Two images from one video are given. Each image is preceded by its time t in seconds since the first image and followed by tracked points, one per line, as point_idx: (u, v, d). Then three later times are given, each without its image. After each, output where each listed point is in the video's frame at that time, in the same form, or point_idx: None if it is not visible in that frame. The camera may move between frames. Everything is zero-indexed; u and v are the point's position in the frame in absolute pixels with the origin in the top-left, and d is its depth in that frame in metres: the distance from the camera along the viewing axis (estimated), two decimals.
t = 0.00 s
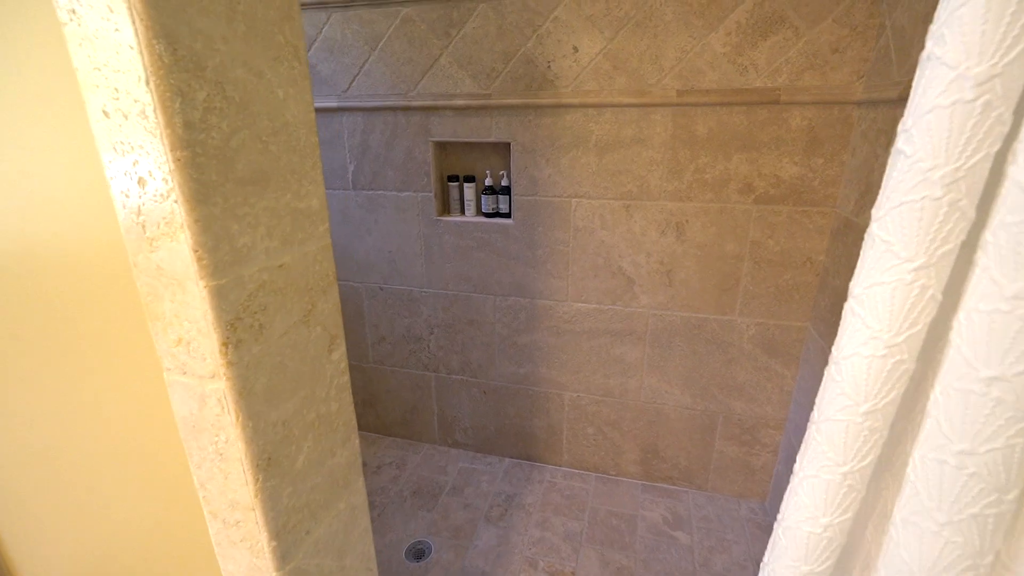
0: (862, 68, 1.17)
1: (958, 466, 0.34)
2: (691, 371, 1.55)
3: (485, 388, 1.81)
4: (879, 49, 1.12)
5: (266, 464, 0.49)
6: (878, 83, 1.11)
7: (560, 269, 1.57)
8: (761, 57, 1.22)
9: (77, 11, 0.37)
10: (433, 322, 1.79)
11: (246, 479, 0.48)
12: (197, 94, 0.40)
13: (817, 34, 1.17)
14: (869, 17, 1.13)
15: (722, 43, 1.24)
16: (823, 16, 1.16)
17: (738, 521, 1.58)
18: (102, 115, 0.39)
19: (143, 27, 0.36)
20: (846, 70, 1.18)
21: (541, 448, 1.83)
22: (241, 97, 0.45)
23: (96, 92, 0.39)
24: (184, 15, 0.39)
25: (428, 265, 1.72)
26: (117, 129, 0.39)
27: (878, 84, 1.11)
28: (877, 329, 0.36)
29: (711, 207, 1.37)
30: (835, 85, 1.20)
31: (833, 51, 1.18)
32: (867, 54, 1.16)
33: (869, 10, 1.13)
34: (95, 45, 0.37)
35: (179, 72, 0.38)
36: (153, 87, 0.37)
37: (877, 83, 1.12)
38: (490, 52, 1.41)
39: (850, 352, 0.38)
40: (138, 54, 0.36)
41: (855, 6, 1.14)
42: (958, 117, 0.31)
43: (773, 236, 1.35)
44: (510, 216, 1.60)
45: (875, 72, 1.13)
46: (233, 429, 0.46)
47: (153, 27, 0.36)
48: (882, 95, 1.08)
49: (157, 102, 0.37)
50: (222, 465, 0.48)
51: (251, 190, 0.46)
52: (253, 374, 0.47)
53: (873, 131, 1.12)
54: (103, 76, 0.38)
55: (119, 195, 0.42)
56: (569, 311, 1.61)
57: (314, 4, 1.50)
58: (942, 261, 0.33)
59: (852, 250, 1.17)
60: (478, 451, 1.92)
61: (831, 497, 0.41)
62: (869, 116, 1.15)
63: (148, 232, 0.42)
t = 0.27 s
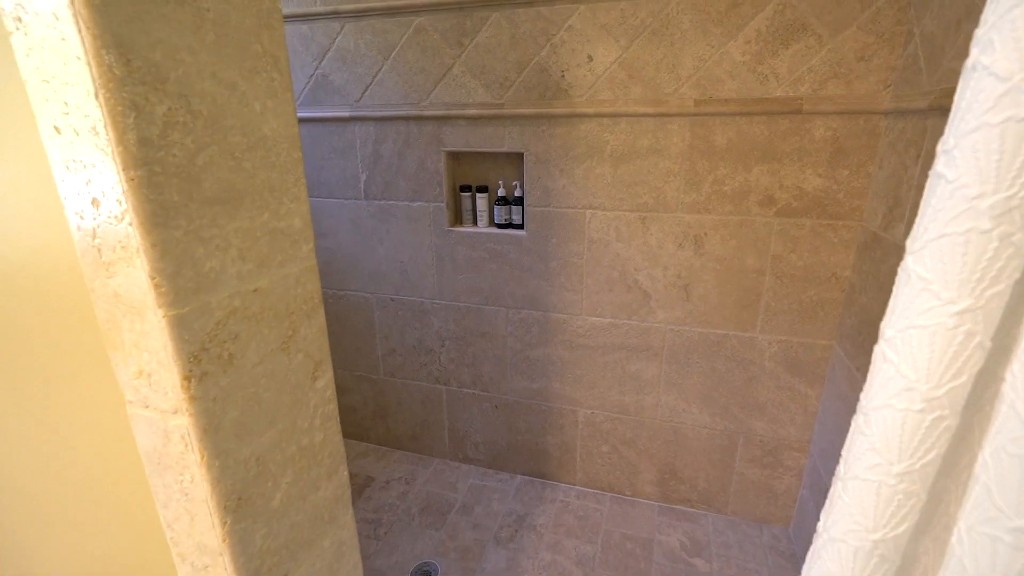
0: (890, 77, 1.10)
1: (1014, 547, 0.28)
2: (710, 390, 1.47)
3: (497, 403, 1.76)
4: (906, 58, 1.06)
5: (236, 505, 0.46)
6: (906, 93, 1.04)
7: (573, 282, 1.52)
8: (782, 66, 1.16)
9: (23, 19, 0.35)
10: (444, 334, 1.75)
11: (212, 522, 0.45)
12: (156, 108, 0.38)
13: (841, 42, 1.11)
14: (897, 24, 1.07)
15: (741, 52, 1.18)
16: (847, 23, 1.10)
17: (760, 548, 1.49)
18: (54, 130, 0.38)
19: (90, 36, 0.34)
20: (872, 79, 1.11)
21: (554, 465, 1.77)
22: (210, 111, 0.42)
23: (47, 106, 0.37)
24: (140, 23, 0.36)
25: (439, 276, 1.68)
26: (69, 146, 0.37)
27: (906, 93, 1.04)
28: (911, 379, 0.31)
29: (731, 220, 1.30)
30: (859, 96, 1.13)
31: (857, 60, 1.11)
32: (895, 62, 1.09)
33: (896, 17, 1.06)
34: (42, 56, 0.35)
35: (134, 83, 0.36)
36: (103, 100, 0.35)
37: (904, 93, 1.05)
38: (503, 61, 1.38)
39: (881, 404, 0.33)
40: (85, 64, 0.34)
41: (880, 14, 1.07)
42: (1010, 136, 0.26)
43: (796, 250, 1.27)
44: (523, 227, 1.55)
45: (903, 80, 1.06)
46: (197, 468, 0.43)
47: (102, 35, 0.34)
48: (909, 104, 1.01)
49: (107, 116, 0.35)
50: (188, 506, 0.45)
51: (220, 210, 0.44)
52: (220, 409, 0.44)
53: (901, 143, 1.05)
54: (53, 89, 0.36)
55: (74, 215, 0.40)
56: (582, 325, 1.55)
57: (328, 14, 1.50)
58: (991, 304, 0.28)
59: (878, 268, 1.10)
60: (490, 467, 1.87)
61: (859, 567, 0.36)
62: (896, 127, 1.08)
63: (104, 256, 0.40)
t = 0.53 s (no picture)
0: (914, 86, 1.04)
1: None
2: (726, 410, 1.41)
3: (507, 418, 1.72)
4: (932, 67, 1.00)
5: (206, 548, 0.45)
6: (932, 102, 0.99)
7: (584, 295, 1.47)
8: (800, 75, 1.11)
9: None
10: (452, 347, 1.72)
11: (179, 566, 0.44)
12: (119, 131, 0.36)
13: (862, 50, 1.06)
14: (921, 32, 1.01)
15: (757, 61, 1.14)
16: (868, 31, 1.05)
17: None
18: (10, 153, 0.36)
19: (42, 55, 0.31)
20: (896, 88, 1.06)
21: (564, 483, 1.72)
22: (182, 131, 0.40)
23: (5, 130, 0.36)
24: (101, 41, 0.34)
25: (448, 288, 1.65)
26: (27, 171, 0.36)
27: (932, 103, 0.98)
28: (937, 424, 0.29)
29: (746, 233, 1.25)
30: (882, 106, 1.08)
31: (879, 69, 1.06)
32: (919, 71, 1.03)
33: (920, 24, 1.01)
34: None
35: (93, 104, 0.34)
36: (57, 123, 0.33)
37: (930, 102, 0.99)
38: (513, 71, 1.36)
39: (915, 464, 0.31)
40: (39, 84, 0.32)
41: (904, 21, 1.02)
42: None
43: (816, 265, 1.22)
44: (533, 239, 1.52)
45: (929, 90, 1.01)
46: (162, 509, 0.42)
47: (56, 55, 0.32)
48: (935, 115, 0.96)
49: (62, 139, 0.33)
50: (155, 548, 0.44)
51: (192, 236, 0.42)
52: (188, 448, 0.43)
53: (927, 155, 1.00)
54: (9, 110, 0.35)
55: (34, 243, 0.38)
56: (593, 340, 1.50)
57: (340, 27, 1.50)
58: None
59: (904, 286, 1.04)
60: (498, 483, 1.83)
61: None
62: (922, 138, 1.02)
63: (64, 286, 0.38)
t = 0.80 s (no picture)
0: (938, 100, 1.00)
1: None
2: (738, 433, 1.36)
3: (511, 437, 1.68)
4: (957, 80, 0.96)
5: None
6: (958, 117, 0.95)
7: (591, 312, 1.44)
8: (816, 89, 1.08)
9: None
10: (457, 363, 1.68)
11: None
12: (91, 160, 0.33)
13: (881, 64, 1.03)
14: (945, 44, 0.98)
15: (771, 75, 1.11)
16: (888, 43, 1.01)
17: None
18: None
19: (6, 82, 0.29)
20: (918, 102, 1.02)
21: (569, 505, 1.67)
22: (161, 157, 0.38)
23: None
24: (73, 66, 0.32)
25: (453, 303, 1.62)
26: None
27: (958, 117, 0.94)
28: (990, 505, 0.25)
29: (760, 251, 1.21)
30: (903, 121, 1.04)
31: (900, 82, 1.02)
32: (943, 84, 0.99)
33: (944, 36, 0.97)
34: None
35: (62, 133, 0.32)
36: (21, 155, 0.31)
37: (956, 117, 0.95)
38: (520, 85, 1.34)
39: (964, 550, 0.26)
40: (2, 112, 0.30)
41: (927, 33, 0.98)
42: None
43: (833, 285, 1.17)
44: (540, 254, 1.49)
45: (954, 104, 0.97)
46: (132, 557, 0.40)
47: (20, 82, 0.30)
48: (962, 131, 0.92)
49: (26, 171, 0.31)
50: None
51: (169, 266, 0.39)
52: (161, 492, 0.40)
53: (953, 171, 0.95)
54: None
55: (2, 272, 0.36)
56: (600, 358, 1.46)
57: (348, 41, 1.50)
58: None
59: (928, 308, 0.99)
60: (502, 503, 1.78)
61: None
62: (947, 154, 0.98)
63: (32, 320, 0.36)
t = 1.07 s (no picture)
0: (973, 116, 0.95)
1: None
2: (757, 462, 1.30)
3: (520, 458, 1.63)
4: (995, 96, 0.91)
5: None
6: (997, 134, 0.89)
7: (603, 333, 1.39)
8: (842, 105, 1.04)
9: None
10: (466, 381, 1.65)
11: None
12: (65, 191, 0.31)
13: (912, 79, 0.98)
14: (981, 58, 0.93)
15: (793, 91, 1.07)
16: (919, 58, 0.97)
17: None
18: None
19: None
20: (952, 119, 0.97)
21: (579, 531, 1.61)
22: (143, 184, 0.36)
23: None
24: (45, 91, 0.30)
25: (463, 320, 1.60)
26: None
27: (998, 134, 0.89)
28: None
29: (782, 272, 1.16)
30: (936, 138, 0.99)
31: (933, 98, 0.98)
32: (980, 100, 0.94)
33: (980, 49, 0.93)
34: None
35: (32, 163, 0.30)
36: None
37: (995, 134, 0.90)
38: (533, 101, 1.32)
39: None
40: None
41: (961, 46, 0.94)
42: None
43: (860, 309, 1.12)
44: (552, 272, 1.45)
45: (992, 121, 0.92)
46: None
47: None
48: (1002, 149, 0.87)
49: None
50: None
51: (149, 300, 0.37)
52: (134, 543, 0.37)
53: (992, 191, 0.90)
54: None
55: None
56: (612, 380, 1.42)
57: (361, 57, 1.50)
58: None
59: (966, 337, 0.93)
60: (510, 527, 1.73)
61: None
62: (985, 173, 0.93)
63: None
